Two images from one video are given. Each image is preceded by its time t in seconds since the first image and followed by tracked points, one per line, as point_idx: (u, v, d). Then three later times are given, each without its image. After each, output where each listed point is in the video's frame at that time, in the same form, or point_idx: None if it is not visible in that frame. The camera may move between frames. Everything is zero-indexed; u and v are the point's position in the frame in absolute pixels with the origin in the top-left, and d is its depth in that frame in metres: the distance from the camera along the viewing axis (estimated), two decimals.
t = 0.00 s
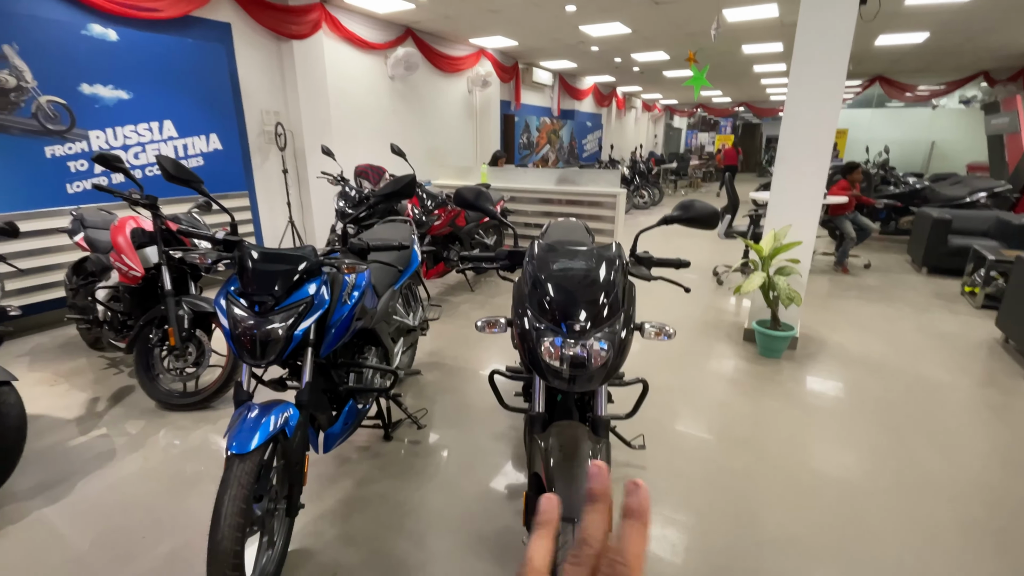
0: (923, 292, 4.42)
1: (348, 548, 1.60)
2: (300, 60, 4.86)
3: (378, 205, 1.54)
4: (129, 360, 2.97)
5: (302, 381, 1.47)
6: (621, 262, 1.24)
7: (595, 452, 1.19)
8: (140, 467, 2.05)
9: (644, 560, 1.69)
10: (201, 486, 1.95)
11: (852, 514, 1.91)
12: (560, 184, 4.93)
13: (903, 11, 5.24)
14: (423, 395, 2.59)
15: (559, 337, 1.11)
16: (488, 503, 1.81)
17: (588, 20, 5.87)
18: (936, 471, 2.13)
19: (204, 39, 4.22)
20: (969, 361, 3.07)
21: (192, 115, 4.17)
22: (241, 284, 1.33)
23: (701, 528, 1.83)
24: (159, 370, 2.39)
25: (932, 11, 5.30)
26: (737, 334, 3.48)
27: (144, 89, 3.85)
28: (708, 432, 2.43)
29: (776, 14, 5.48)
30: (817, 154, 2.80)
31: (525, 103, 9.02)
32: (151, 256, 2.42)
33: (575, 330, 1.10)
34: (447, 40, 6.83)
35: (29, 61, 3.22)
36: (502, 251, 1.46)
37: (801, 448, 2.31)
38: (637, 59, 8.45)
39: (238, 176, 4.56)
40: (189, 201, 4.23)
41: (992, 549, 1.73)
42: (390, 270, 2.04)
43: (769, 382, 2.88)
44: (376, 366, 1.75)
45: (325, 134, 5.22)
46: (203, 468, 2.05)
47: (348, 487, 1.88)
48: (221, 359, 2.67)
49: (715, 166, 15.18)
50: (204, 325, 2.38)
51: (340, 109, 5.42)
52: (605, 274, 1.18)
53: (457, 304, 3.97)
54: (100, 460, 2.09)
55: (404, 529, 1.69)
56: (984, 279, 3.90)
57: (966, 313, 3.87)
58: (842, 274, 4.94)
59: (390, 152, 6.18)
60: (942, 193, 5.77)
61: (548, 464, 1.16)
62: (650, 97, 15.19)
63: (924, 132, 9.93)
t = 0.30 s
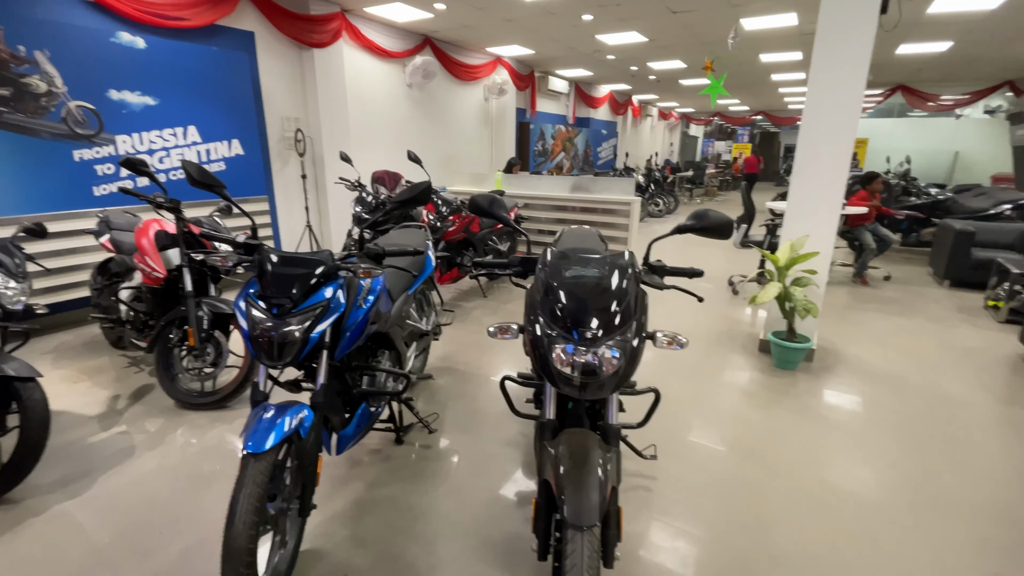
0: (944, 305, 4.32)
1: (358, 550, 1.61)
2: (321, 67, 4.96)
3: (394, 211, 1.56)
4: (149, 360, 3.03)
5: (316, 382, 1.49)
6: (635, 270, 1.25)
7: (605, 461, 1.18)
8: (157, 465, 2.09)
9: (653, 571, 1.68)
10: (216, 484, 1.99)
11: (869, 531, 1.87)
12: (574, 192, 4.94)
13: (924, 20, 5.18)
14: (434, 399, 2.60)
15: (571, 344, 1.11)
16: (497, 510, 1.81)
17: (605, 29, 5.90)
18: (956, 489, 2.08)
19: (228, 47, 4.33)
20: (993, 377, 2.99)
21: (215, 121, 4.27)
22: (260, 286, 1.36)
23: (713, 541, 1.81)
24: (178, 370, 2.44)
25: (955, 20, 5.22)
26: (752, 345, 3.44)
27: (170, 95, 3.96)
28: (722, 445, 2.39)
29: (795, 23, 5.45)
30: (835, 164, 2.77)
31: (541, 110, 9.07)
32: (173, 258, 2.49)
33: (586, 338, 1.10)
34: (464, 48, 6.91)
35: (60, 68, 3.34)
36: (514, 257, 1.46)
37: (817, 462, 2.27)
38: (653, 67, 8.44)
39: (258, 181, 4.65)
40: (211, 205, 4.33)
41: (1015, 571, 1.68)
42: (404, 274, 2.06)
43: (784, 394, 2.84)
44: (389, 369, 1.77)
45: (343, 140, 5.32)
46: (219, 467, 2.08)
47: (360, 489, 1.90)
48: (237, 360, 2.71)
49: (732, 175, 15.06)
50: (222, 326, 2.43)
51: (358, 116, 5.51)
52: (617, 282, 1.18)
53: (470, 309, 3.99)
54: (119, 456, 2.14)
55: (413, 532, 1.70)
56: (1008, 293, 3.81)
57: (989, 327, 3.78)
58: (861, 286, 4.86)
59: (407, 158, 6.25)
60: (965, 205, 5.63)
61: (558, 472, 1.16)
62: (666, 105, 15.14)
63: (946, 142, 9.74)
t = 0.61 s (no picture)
0: (963, 308, 4.23)
1: (367, 550, 1.60)
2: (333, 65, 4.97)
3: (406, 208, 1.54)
4: (161, 355, 3.05)
5: (327, 381, 1.48)
6: (652, 270, 1.22)
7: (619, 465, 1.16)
8: (168, 461, 2.10)
9: None
10: (227, 481, 1.99)
11: (885, 538, 1.83)
12: (585, 190, 4.90)
13: (944, 18, 5.08)
14: (443, 398, 2.59)
15: (586, 346, 1.09)
16: (507, 511, 1.79)
17: (617, 26, 5.85)
18: (976, 497, 2.03)
19: (242, 44, 4.35)
20: (1014, 382, 2.92)
21: (228, 118, 4.29)
22: (272, 283, 1.35)
23: (726, 547, 1.77)
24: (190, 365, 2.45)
25: (976, 17, 5.11)
26: (766, 347, 3.39)
27: (183, 92, 3.98)
28: (735, 448, 2.35)
29: (811, 19, 5.36)
30: (853, 163, 2.72)
31: (551, 108, 9.03)
32: (185, 254, 2.49)
33: (602, 340, 1.08)
34: (475, 46, 6.89)
35: (75, 64, 3.36)
36: (528, 256, 1.43)
37: (830, 466, 2.23)
38: (665, 65, 8.36)
39: (269, 178, 4.67)
40: (224, 201, 4.36)
41: None
42: (415, 272, 2.05)
43: (798, 397, 2.79)
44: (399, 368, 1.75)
45: (355, 138, 5.33)
46: (229, 463, 2.09)
47: (369, 488, 1.89)
48: (248, 356, 2.72)
49: (744, 174, 14.90)
50: (234, 323, 2.44)
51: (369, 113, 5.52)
52: (634, 283, 1.15)
53: (479, 308, 3.98)
54: (130, 450, 2.15)
55: (422, 532, 1.69)
56: None
57: (1009, 331, 3.69)
58: (876, 288, 4.78)
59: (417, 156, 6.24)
60: (984, 206, 5.51)
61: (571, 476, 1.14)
62: (677, 103, 15.01)
63: (965, 142, 9.56)
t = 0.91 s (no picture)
0: (973, 303, 4.18)
1: (377, 548, 1.58)
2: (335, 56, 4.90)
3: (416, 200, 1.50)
4: (164, 349, 3.02)
5: (336, 377, 1.44)
6: (674, 263, 1.17)
7: (639, 465, 1.13)
8: (172, 456, 2.07)
9: None
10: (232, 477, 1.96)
11: (902, 537, 1.80)
12: (590, 184, 4.84)
13: (957, 9, 4.99)
14: (450, 393, 2.56)
15: (606, 343, 1.05)
16: (517, 509, 1.76)
17: (623, 17, 5.77)
18: (994, 497, 2.00)
19: (243, 33, 4.28)
20: None
21: (230, 109, 4.23)
22: (279, 277, 1.31)
23: (740, 545, 1.74)
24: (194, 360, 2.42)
25: (989, 8, 5.02)
26: (775, 343, 3.35)
27: (184, 82, 3.92)
28: (747, 445, 2.32)
29: (821, 10, 5.27)
30: (868, 157, 2.64)
31: (555, 101, 8.95)
32: (188, 247, 2.45)
33: (623, 337, 1.03)
34: (479, 37, 6.80)
35: (74, 53, 3.31)
36: (543, 250, 1.37)
37: (845, 464, 2.20)
38: (670, 57, 8.27)
39: (272, 170, 4.62)
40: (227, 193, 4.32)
41: None
42: (423, 266, 2.01)
43: (809, 394, 2.75)
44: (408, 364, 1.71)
45: (358, 129, 5.27)
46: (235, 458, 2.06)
47: (377, 485, 1.86)
48: (252, 351, 2.68)
49: (748, 167, 14.81)
50: (238, 317, 2.40)
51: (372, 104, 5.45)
52: (656, 277, 1.11)
53: (484, 302, 3.94)
54: (134, 446, 2.12)
55: (432, 530, 1.66)
56: None
57: (1020, 327, 3.65)
58: (884, 283, 4.72)
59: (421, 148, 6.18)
60: (993, 200, 5.45)
61: (590, 476, 1.10)
62: (681, 96, 14.89)
63: (972, 136, 9.47)
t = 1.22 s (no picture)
0: (969, 301, 4.20)
1: (385, 570, 1.50)
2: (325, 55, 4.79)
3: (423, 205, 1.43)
4: (152, 360, 2.91)
5: (341, 393, 1.37)
6: (700, 271, 1.12)
7: (668, 482, 1.08)
8: (165, 475, 1.97)
9: None
10: (229, 494, 1.87)
11: (921, 546, 1.76)
12: (587, 184, 4.78)
13: (947, 9, 5.02)
14: (453, 402, 2.48)
15: (635, 357, 0.99)
16: (530, 525, 1.69)
17: (618, 16, 5.73)
18: (1009, 501, 1.98)
19: (230, 32, 4.17)
20: None
21: (218, 110, 4.12)
22: (280, 288, 1.23)
23: (761, 558, 1.70)
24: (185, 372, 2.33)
25: (980, 8, 5.06)
26: (778, 344, 3.32)
27: (171, 83, 3.81)
28: (758, 452, 2.27)
29: (814, 10, 5.27)
30: (872, 158, 2.62)
31: (547, 101, 8.90)
32: (177, 254, 2.36)
33: (653, 350, 0.97)
34: (471, 36, 6.72)
35: (56, 53, 3.19)
36: (558, 256, 1.30)
37: (858, 469, 2.16)
38: (663, 57, 8.27)
39: (262, 172, 4.51)
40: (217, 197, 4.20)
41: None
42: (426, 272, 1.94)
43: (816, 397, 2.72)
44: (414, 375, 1.64)
45: (350, 131, 5.17)
46: (230, 475, 1.97)
47: (382, 502, 1.78)
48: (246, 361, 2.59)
49: (737, 167, 14.91)
50: (231, 326, 2.31)
51: (364, 105, 5.35)
52: (684, 286, 1.05)
53: (483, 306, 3.87)
54: (124, 464, 2.03)
55: (442, 548, 1.59)
56: None
57: (1017, 325, 3.67)
58: (880, 282, 4.73)
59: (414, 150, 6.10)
60: (984, 198, 5.50)
61: (618, 496, 1.05)
62: (671, 96, 14.94)
63: (957, 135, 9.60)
